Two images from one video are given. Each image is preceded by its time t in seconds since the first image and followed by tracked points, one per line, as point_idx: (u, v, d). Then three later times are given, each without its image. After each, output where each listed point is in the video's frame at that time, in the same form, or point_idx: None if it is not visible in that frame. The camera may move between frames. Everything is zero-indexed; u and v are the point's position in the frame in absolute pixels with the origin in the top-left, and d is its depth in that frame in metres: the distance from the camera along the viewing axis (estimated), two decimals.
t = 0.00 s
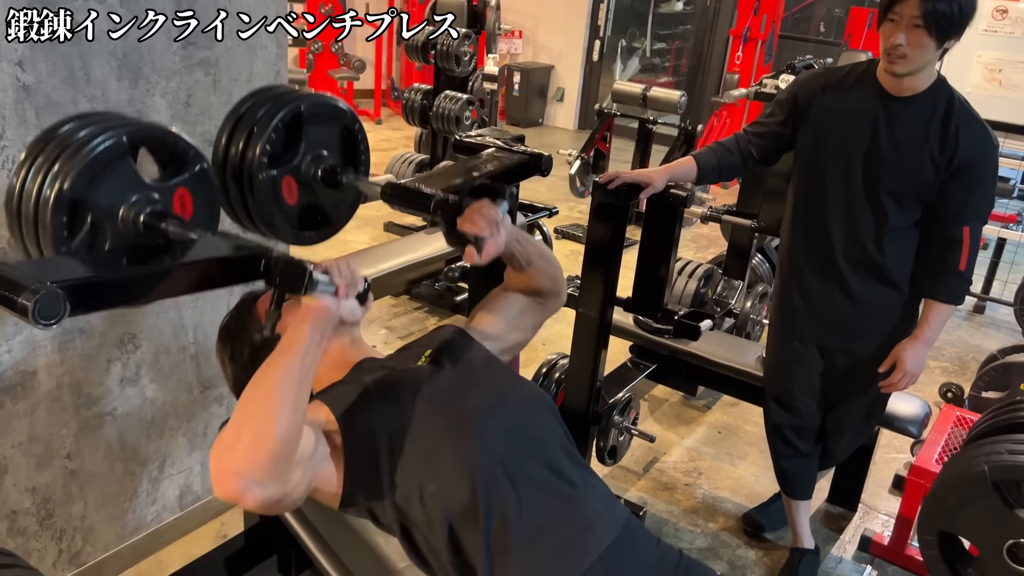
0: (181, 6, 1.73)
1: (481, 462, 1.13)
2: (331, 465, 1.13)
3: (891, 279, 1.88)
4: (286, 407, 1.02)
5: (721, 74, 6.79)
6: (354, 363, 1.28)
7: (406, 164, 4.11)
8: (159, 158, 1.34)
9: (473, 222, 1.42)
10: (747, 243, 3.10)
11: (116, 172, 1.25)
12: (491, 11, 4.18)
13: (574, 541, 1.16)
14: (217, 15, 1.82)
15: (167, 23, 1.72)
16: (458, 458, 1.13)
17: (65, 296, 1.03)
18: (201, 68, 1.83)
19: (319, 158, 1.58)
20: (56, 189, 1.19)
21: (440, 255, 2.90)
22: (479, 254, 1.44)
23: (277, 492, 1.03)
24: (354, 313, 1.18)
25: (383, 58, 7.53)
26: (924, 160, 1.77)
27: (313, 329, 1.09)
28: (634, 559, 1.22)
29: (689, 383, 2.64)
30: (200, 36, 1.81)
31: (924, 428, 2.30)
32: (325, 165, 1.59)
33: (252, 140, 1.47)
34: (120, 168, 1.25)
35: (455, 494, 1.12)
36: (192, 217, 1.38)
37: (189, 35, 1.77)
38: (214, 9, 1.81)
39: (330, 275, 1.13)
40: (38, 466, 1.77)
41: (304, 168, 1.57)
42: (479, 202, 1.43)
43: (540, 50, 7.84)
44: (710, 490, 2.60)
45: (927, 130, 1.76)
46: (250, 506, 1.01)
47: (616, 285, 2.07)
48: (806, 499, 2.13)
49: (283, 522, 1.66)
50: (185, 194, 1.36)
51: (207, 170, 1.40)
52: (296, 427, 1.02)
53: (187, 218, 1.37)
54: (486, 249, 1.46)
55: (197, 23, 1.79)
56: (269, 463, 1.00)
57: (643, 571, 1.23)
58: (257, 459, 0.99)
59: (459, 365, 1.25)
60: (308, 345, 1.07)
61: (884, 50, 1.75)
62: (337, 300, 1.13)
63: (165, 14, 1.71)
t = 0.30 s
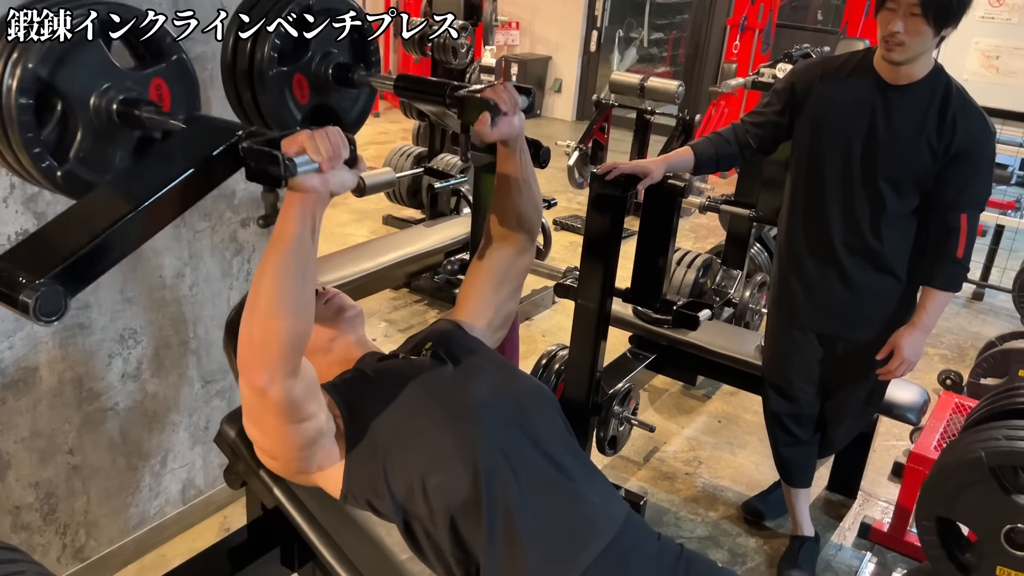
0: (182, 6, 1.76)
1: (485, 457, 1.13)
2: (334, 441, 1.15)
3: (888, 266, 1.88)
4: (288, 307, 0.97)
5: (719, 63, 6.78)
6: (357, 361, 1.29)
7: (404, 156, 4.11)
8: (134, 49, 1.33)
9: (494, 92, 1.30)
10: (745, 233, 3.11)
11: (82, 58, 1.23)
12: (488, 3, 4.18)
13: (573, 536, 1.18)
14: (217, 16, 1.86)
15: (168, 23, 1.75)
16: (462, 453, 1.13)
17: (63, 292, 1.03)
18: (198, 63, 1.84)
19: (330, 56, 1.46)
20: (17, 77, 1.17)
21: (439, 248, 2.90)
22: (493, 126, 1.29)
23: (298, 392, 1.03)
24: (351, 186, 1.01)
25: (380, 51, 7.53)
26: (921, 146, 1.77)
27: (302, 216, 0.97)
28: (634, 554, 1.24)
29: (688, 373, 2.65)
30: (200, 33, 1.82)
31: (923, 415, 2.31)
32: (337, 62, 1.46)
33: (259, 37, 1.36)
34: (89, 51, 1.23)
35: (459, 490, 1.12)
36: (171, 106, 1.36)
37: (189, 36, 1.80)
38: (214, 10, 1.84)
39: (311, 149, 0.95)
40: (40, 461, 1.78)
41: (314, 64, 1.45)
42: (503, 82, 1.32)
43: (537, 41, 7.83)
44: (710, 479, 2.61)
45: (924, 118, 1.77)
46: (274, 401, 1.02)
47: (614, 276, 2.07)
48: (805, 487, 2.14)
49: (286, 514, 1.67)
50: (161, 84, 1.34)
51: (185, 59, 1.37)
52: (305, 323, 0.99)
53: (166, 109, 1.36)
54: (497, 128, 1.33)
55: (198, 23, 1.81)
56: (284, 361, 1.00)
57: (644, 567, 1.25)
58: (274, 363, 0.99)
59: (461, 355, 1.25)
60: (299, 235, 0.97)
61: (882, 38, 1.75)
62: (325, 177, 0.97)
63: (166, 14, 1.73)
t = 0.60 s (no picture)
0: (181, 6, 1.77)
1: (486, 454, 1.13)
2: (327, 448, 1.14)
3: (885, 255, 1.88)
4: (278, 364, 0.99)
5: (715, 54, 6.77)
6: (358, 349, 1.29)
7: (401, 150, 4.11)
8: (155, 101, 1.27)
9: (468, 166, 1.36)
10: (743, 224, 3.11)
11: (105, 117, 1.02)
12: None
13: (574, 531, 1.18)
14: (218, 15, 1.86)
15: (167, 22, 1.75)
16: (463, 450, 1.13)
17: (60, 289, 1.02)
18: (191, 58, 1.83)
19: (313, 111, 1.27)
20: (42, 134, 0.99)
21: (437, 241, 2.91)
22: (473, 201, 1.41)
23: (280, 448, 1.03)
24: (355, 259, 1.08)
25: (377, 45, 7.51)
26: (917, 134, 1.77)
27: (305, 274, 1.02)
28: (633, 551, 1.23)
29: (686, 364, 2.65)
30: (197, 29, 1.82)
31: (922, 403, 2.31)
32: (319, 118, 1.28)
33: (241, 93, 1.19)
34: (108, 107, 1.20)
35: (458, 489, 1.12)
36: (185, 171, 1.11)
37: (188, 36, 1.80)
38: (215, 9, 1.85)
39: (325, 214, 1.00)
40: (39, 458, 1.78)
41: (296, 123, 1.26)
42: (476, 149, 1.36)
43: (533, 33, 7.82)
44: (709, 469, 2.62)
45: (919, 105, 1.76)
46: (253, 457, 1.01)
47: (612, 268, 2.07)
48: (804, 476, 2.14)
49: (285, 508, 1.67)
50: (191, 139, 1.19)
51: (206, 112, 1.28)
52: (292, 380, 1.00)
53: (179, 166, 1.10)
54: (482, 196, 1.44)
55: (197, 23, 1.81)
56: (269, 416, 1.00)
57: (643, 565, 1.24)
58: (256, 416, 0.99)
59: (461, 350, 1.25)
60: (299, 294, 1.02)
61: (878, 25, 1.74)
62: (334, 243, 1.02)
63: (166, 14, 1.74)
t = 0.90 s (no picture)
0: (181, 6, 1.77)
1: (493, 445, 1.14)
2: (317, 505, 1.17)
3: (882, 248, 1.89)
4: (247, 534, 1.01)
5: (711, 48, 6.76)
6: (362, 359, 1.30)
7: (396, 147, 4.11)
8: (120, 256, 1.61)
9: (490, 295, 1.54)
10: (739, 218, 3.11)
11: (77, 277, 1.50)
12: None
13: (585, 517, 1.18)
14: (217, 15, 1.86)
15: (167, 23, 1.75)
16: (468, 442, 1.14)
17: (57, 291, 1.11)
18: (186, 56, 1.82)
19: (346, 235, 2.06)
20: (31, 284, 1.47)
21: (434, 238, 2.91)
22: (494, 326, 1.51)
23: None
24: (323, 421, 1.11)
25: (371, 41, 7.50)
26: (913, 126, 1.77)
27: (269, 451, 1.05)
28: (640, 540, 1.23)
29: (684, 359, 2.66)
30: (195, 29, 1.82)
31: (918, 396, 2.32)
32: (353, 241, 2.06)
33: (288, 226, 1.92)
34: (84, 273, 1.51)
35: (467, 481, 1.13)
36: (151, 308, 1.66)
37: (188, 36, 1.81)
38: (214, 9, 1.85)
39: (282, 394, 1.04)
40: (38, 458, 1.78)
41: (334, 247, 2.03)
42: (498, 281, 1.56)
43: (528, 29, 7.81)
44: (707, 463, 2.62)
45: (915, 97, 1.77)
46: None
47: (609, 263, 2.07)
48: (802, 470, 2.15)
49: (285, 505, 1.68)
50: (143, 289, 1.63)
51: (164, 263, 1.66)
52: (261, 545, 1.02)
53: (145, 311, 1.65)
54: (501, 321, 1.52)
55: (197, 23, 1.82)
56: None
57: (651, 556, 1.24)
58: None
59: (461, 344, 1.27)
60: (264, 472, 1.04)
61: (873, 19, 1.74)
62: (294, 415, 1.05)
63: (165, 14, 1.74)
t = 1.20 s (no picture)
0: (180, 6, 1.76)
1: (482, 443, 1.14)
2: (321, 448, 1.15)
3: (878, 244, 1.88)
4: (271, 388, 1.00)
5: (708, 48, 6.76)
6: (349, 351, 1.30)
7: (393, 148, 4.10)
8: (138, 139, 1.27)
9: (457, 213, 1.39)
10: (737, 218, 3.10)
11: (93, 159, 1.19)
12: None
13: (574, 518, 1.16)
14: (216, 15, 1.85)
15: (166, 23, 1.75)
16: (457, 440, 1.13)
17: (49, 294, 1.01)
18: (181, 58, 1.82)
19: (303, 152, 1.45)
20: (33, 178, 1.14)
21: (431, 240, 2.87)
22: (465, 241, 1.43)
23: (265, 476, 1.02)
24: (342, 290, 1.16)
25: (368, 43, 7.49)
26: (911, 122, 1.77)
27: (298, 306, 1.07)
28: (633, 541, 1.21)
29: (682, 359, 2.65)
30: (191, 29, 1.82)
31: (917, 395, 2.31)
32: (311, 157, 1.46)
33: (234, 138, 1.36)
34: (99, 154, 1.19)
35: (454, 480, 1.12)
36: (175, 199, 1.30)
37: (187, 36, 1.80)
38: (213, 10, 1.84)
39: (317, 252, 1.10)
40: (34, 462, 1.77)
41: (289, 163, 1.44)
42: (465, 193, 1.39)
43: (525, 30, 7.81)
44: (706, 464, 2.62)
45: (912, 94, 1.76)
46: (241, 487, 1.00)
47: (606, 263, 2.06)
48: (801, 470, 2.15)
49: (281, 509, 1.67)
50: (167, 175, 1.29)
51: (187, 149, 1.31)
52: (284, 405, 1.01)
53: (168, 200, 1.29)
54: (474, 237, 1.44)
55: (197, 24, 1.82)
56: (259, 442, 0.99)
57: (645, 556, 1.22)
58: (247, 443, 0.98)
59: (454, 345, 1.26)
60: (292, 323, 1.06)
61: (868, 16, 1.74)
62: (325, 279, 1.11)
63: (164, 14, 1.74)
